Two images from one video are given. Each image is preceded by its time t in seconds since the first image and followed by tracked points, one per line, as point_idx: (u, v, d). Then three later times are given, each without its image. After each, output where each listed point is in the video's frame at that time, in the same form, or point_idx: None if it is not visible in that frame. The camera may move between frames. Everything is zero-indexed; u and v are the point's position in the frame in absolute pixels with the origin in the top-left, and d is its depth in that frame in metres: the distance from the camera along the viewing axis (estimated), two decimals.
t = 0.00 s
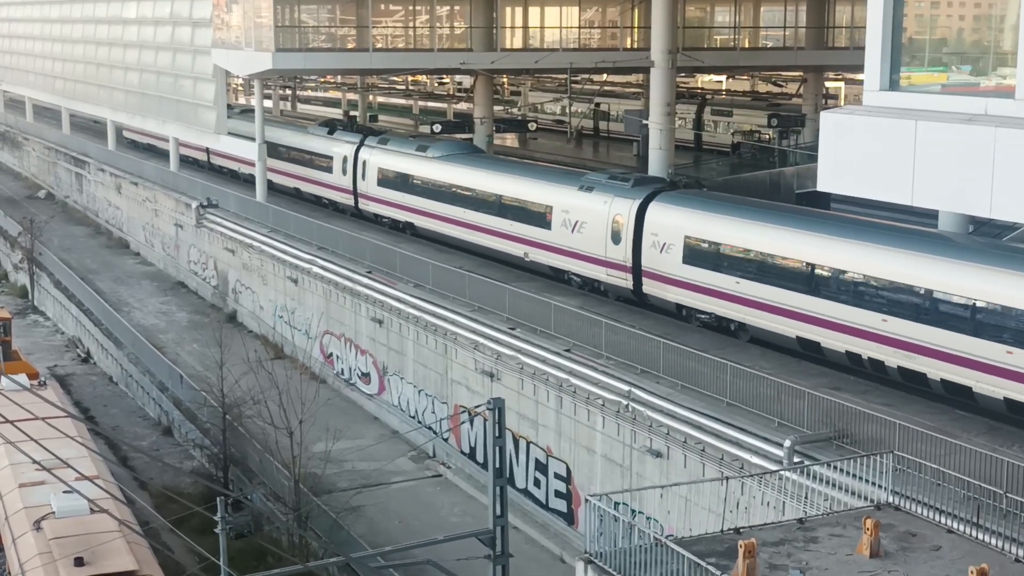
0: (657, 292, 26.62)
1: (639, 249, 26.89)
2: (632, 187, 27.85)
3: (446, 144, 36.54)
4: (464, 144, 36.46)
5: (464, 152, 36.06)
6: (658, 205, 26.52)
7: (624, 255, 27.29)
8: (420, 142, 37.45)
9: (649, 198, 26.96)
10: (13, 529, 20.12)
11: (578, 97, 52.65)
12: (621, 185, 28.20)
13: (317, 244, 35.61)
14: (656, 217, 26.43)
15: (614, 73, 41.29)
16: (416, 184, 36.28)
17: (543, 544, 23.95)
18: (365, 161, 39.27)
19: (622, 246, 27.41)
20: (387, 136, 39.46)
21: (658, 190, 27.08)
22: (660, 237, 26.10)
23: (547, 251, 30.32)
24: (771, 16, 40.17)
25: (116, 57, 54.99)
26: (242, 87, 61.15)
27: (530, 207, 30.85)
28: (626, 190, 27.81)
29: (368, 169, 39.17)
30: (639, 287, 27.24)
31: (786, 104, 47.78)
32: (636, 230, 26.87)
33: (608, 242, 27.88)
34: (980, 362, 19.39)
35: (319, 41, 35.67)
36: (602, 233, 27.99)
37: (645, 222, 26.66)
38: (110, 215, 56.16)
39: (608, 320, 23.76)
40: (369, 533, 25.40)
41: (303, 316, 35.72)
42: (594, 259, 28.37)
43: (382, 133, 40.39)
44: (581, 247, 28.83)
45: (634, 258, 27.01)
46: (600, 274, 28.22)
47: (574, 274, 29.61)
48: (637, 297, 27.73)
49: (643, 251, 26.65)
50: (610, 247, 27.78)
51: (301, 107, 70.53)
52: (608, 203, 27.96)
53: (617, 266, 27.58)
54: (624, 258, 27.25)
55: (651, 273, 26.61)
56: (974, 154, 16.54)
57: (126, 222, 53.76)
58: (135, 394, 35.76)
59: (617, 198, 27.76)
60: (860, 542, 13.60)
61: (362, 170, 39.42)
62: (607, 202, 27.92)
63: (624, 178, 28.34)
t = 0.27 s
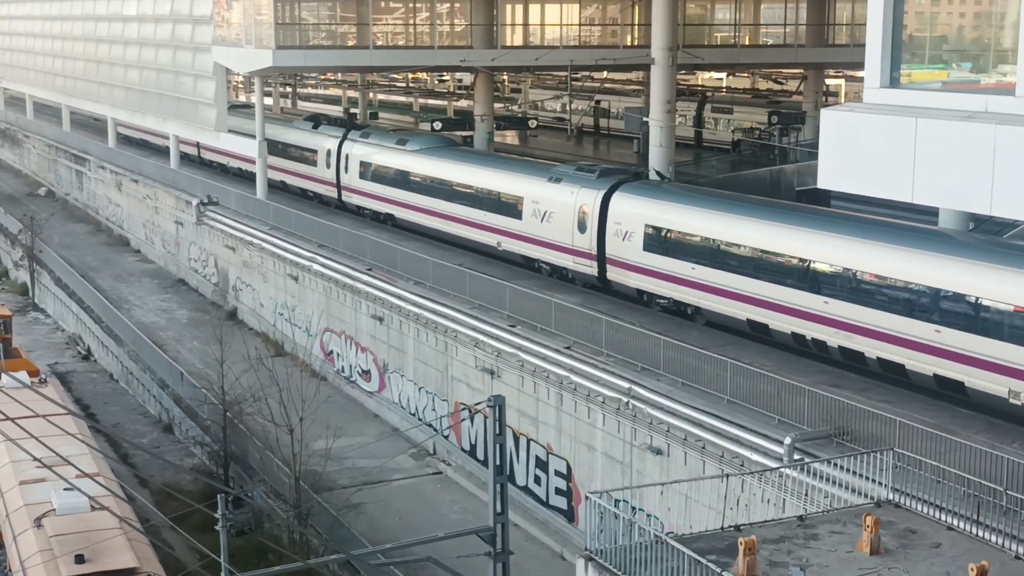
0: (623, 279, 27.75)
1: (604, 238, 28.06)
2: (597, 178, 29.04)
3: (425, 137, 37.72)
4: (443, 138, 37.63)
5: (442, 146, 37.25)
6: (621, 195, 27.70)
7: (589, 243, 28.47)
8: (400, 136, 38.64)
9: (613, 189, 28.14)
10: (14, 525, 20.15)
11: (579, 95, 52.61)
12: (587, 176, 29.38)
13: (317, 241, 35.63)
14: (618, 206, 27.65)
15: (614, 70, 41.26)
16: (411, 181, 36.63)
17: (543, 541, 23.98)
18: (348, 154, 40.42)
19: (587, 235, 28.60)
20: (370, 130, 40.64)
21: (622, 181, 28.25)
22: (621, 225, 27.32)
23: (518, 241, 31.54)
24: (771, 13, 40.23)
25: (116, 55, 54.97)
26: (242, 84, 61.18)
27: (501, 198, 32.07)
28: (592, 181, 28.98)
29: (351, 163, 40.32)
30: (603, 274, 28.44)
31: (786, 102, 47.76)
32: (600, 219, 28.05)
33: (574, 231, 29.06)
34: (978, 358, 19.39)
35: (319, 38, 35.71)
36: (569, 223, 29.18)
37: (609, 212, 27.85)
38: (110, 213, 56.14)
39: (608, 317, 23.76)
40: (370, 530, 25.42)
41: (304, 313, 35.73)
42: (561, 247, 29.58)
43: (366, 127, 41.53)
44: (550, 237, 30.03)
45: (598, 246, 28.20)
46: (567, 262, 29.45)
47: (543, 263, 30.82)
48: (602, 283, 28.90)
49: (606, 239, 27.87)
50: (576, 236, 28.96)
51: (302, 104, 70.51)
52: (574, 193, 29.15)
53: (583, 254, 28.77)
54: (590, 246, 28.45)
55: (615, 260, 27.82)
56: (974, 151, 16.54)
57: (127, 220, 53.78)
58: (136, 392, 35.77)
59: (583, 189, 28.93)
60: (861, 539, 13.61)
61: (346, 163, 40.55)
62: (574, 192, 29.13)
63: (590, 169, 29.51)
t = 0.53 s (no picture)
0: (592, 267, 28.82)
1: (571, 227, 29.28)
2: (565, 170, 30.27)
3: (405, 131, 38.89)
4: (422, 132, 38.81)
5: (421, 139, 38.41)
6: (588, 186, 28.92)
7: (558, 232, 29.70)
8: (381, 130, 39.79)
9: (580, 180, 29.36)
10: (14, 522, 20.17)
11: (579, 92, 52.58)
12: (556, 168, 30.62)
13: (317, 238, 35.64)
14: (586, 197, 28.88)
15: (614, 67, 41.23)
16: (405, 177, 36.87)
17: (543, 538, 23.99)
18: (331, 147, 41.53)
19: (556, 224, 29.83)
20: (352, 124, 41.78)
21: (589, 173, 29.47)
22: (587, 214, 28.54)
23: (490, 230, 32.81)
24: (772, 10, 40.24)
25: (116, 52, 54.94)
26: (242, 81, 61.19)
27: (474, 189, 33.35)
28: (561, 173, 30.19)
29: (334, 155, 41.43)
30: (571, 262, 29.65)
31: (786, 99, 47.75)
32: (568, 209, 29.30)
33: (543, 221, 30.28)
34: (978, 355, 19.35)
35: (320, 35, 35.62)
36: (539, 213, 30.40)
37: (577, 202, 29.05)
38: (110, 210, 56.14)
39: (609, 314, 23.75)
40: (370, 527, 25.44)
41: (304, 310, 35.72)
42: (532, 236, 30.81)
43: (348, 120, 42.65)
44: (520, 225, 31.29)
45: (566, 235, 29.42)
46: (537, 250, 30.68)
47: (513, 250, 32.10)
48: (570, 270, 30.13)
49: (572, 227, 29.08)
50: (545, 225, 30.18)
51: (302, 101, 70.49)
52: (544, 184, 30.36)
53: (552, 243, 29.99)
54: (558, 235, 29.68)
55: (581, 248, 29.04)
56: (975, 148, 16.56)
57: (127, 217, 53.80)
58: (136, 389, 35.78)
59: (553, 180, 30.15)
60: (862, 536, 13.61)
61: (329, 156, 41.66)
62: (544, 183, 30.37)
63: (559, 162, 30.76)
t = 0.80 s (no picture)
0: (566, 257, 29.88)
1: (541, 218, 30.54)
2: (537, 163, 31.52)
3: (387, 126, 40.11)
4: (403, 127, 40.01)
5: (403, 134, 39.61)
6: (557, 178, 30.17)
7: (529, 223, 30.97)
8: (364, 125, 41.02)
9: (550, 172, 30.63)
10: (15, 521, 20.17)
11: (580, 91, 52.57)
12: (528, 161, 31.87)
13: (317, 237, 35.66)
14: (557, 190, 30.02)
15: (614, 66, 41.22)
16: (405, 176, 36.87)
17: (543, 537, 24.01)
18: (316, 143, 42.74)
19: (527, 215, 31.08)
20: (336, 120, 42.99)
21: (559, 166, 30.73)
22: (558, 207, 29.70)
23: (466, 221, 34.05)
24: (772, 9, 40.26)
25: (117, 51, 54.97)
26: (242, 80, 61.19)
27: (451, 182, 34.58)
28: (532, 166, 31.46)
29: (319, 150, 42.66)
30: (542, 251, 30.92)
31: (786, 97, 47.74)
32: (539, 200, 30.53)
33: (515, 212, 31.55)
34: (979, 354, 19.35)
35: (320, 34, 35.68)
36: (511, 204, 31.67)
37: (547, 194, 30.27)
38: (111, 208, 56.15)
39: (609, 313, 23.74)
40: (371, 526, 25.45)
41: (304, 309, 35.73)
42: (504, 227, 32.08)
43: (334, 116, 43.90)
44: (494, 217, 32.51)
45: (537, 226, 30.69)
46: (509, 241, 31.97)
47: (487, 241, 33.38)
48: (541, 259, 31.39)
49: (544, 219, 30.28)
50: (517, 217, 31.45)
51: (302, 100, 70.49)
52: (516, 177, 31.62)
53: (523, 233, 31.27)
54: (529, 226, 30.95)
55: (552, 239, 30.26)
56: (975, 146, 16.55)
57: (127, 216, 53.84)
58: (137, 388, 35.79)
59: (524, 173, 31.42)
60: (862, 535, 13.60)
61: (314, 151, 42.87)
62: (515, 175, 31.63)
63: (531, 155, 32.01)
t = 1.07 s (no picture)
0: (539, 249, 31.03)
1: (513, 211, 31.77)
2: (511, 158, 32.75)
3: (369, 123, 41.28)
4: (385, 124, 41.18)
5: (385, 130, 40.78)
6: (529, 173, 31.38)
7: (502, 216, 32.20)
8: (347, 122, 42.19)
9: (522, 167, 31.84)
10: (16, 521, 20.18)
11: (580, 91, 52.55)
12: (502, 157, 33.08)
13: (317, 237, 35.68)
14: (530, 184, 31.26)
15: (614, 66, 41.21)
16: (405, 176, 36.90)
17: (544, 537, 24.02)
18: (302, 139, 43.90)
19: (501, 209, 32.29)
20: (321, 117, 44.19)
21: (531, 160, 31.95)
22: (530, 199, 30.95)
23: (445, 215, 35.17)
24: (773, 9, 40.25)
25: (117, 51, 54.99)
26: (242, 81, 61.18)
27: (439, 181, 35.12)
28: (506, 161, 32.66)
29: (304, 147, 43.81)
30: (515, 243, 32.13)
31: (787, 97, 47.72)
32: (512, 194, 31.74)
33: (490, 206, 32.76)
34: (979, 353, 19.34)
35: (321, 34, 35.70)
36: (486, 199, 32.88)
37: (520, 188, 31.49)
38: (111, 209, 56.15)
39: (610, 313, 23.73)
40: (371, 526, 25.46)
41: (305, 310, 35.74)
42: (479, 220, 33.29)
43: (319, 113, 45.07)
44: (470, 210, 33.71)
45: (510, 219, 31.90)
46: (484, 233, 33.18)
47: (464, 234, 34.53)
48: (514, 251, 32.62)
49: (516, 212, 31.53)
50: (491, 210, 32.67)
51: (303, 100, 70.47)
52: (490, 171, 32.81)
53: (498, 226, 32.49)
54: (503, 219, 32.17)
55: (524, 231, 31.49)
56: (975, 146, 16.55)
57: (128, 216, 53.86)
58: (137, 388, 35.80)
59: (498, 167, 32.62)
60: (863, 535, 13.59)
61: (300, 147, 44.03)
62: (490, 170, 32.83)
63: (505, 151, 33.23)
